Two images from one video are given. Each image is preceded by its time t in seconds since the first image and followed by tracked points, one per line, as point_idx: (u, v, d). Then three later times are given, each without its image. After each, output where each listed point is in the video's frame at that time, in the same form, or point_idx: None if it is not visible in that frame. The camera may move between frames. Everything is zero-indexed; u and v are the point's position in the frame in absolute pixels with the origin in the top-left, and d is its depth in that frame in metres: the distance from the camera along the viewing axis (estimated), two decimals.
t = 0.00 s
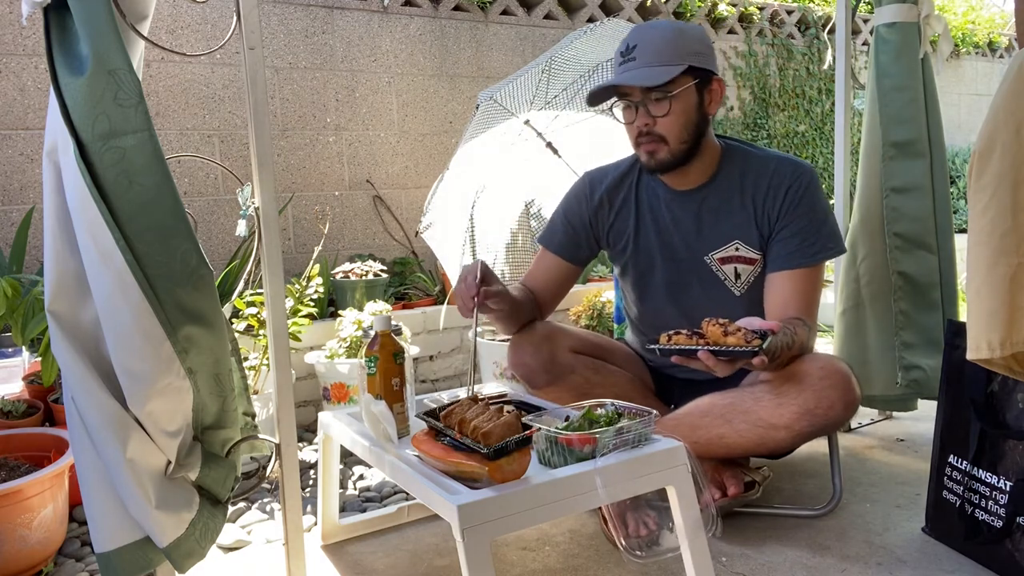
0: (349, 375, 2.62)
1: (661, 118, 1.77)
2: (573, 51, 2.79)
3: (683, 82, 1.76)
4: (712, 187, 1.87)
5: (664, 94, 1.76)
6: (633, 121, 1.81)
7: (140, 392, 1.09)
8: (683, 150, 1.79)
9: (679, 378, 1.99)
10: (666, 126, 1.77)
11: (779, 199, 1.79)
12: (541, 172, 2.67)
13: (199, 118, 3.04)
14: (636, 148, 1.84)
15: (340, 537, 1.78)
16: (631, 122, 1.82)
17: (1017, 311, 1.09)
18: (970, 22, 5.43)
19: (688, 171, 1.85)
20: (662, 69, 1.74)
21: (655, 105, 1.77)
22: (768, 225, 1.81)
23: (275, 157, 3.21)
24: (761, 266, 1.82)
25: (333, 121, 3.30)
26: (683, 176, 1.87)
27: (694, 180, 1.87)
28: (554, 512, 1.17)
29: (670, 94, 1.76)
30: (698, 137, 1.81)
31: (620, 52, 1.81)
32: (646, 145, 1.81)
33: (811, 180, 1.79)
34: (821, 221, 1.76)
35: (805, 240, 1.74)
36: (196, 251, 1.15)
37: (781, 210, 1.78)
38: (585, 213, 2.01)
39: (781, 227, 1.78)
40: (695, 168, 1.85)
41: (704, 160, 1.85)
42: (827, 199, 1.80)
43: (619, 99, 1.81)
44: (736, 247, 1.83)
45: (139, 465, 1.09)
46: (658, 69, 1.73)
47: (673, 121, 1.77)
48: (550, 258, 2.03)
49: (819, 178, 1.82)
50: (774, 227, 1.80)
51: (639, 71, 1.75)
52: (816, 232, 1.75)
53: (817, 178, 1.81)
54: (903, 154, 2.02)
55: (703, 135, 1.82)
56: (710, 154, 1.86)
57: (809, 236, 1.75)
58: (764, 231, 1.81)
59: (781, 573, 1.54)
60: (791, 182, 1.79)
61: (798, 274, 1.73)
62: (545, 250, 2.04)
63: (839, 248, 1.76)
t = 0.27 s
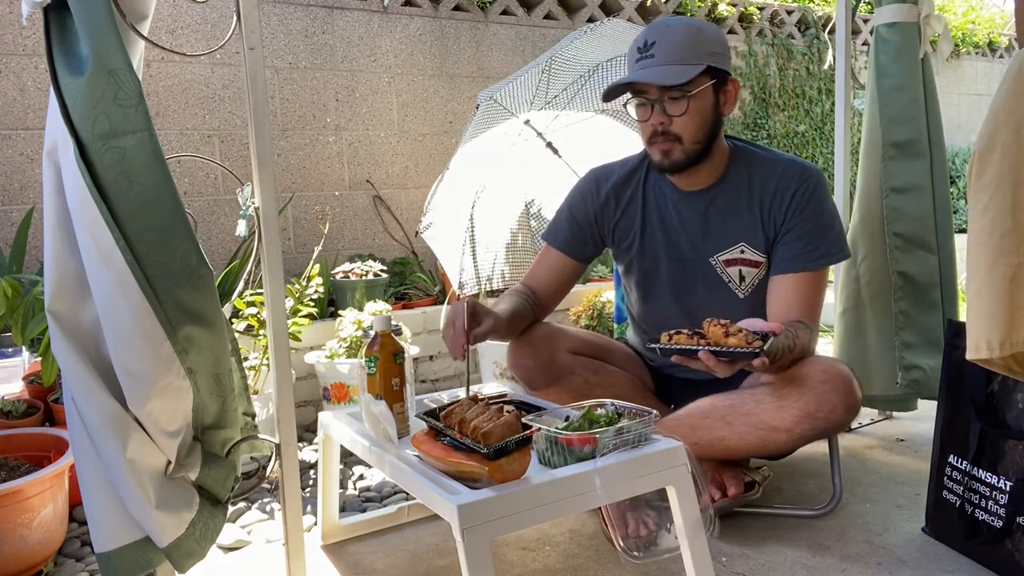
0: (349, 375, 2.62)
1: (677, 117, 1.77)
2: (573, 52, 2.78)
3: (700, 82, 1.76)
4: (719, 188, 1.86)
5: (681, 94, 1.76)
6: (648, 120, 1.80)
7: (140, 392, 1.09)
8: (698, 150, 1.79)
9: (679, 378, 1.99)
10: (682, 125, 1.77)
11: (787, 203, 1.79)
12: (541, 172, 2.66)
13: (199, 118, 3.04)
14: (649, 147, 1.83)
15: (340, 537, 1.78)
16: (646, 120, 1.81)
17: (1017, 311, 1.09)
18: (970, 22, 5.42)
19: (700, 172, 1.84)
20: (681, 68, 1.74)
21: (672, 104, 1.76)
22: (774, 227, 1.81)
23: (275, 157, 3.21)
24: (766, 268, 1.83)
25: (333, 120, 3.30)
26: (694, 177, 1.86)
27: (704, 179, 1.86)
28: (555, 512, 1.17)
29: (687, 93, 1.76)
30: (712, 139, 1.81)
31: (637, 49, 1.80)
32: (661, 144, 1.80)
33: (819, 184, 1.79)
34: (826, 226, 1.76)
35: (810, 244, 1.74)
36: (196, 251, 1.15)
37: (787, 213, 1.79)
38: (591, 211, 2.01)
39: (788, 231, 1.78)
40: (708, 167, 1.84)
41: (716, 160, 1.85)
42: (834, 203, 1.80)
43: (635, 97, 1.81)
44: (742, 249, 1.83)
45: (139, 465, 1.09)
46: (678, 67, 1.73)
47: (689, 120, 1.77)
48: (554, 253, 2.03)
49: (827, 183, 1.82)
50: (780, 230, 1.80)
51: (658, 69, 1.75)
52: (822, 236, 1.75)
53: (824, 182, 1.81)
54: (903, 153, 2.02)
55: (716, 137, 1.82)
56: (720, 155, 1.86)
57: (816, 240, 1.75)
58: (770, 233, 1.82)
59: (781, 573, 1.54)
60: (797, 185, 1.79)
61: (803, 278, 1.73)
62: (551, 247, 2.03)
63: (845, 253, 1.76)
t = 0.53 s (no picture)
0: (349, 375, 2.62)
1: (691, 110, 1.77)
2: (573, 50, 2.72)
3: (717, 78, 1.77)
4: (719, 187, 1.86)
5: (696, 86, 1.76)
6: (660, 110, 1.80)
7: (140, 392, 1.09)
8: (706, 145, 1.79)
9: (679, 378, 2.00)
10: (695, 118, 1.78)
11: (786, 204, 1.78)
12: (541, 173, 2.71)
13: (199, 118, 3.04)
14: (657, 138, 1.83)
15: (340, 537, 1.78)
16: (658, 110, 1.81)
17: (1017, 311, 1.09)
18: (970, 22, 5.42)
19: (703, 169, 1.84)
20: (700, 60, 1.74)
21: (687, 96, 1.77)
22: (773, 228, 1.80)
23: (275, 157, 3.21)
24: (763, 269, 1.83)
25: (333, 121, 3.30)
26: (697, 175, 1.85)
27: (704, 177, 1.86)
28: (555, 512, 1.17)
29: (703, 87, 1.76)
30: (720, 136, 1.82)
31: (655, 37, 1.80)
32: (670, 135, 1.79)
33: (818, 186, 1.79)
34: (824, 228, 1.76)
35: (807, 246, 1.74)
36: (196, 251, 1.15)
37: (785, 214, 1.78)
38: (593, 208, 2.01)
39: (786, 233, 1.78)
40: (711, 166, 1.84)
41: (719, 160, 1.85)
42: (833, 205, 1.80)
43: (649, 86, 1.81)
44: (739, 249, 1.83)
45: (139, 465, 1.09)
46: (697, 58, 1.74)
47: (701, 114, 1.77)
48: (554, 254, 2.04)
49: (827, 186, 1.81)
50: (778, 231, 1.79)
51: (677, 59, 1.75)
52: (821, 238, 1.75)
53: (824, 184, 1.80)
54: (903, 154, 2.02)
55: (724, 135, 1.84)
56: (723, 155, 1.86)
57: (814, 242, 1.74)
58: (768, 234, 1.81)
59: (781, 573, 1.54)
60: (796, 188, 1.79)
61: (802, 282, 1.73)
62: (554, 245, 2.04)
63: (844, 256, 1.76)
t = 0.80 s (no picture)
0: (349, 375, 2.62)
1: (705, 100, 1.79)
2: (573, 52, 2.80)
3: (731, 73, 1.80)
4: (721, 176, 1.87)
5: (712, 78, 1.79)
6: (675, 100, 1.81)
7: (140, 392, 1.09)
8: (715, 137, 1.81)
9: (679, 375, 2.00)
10: (709, 109, 1.79)
11: (783, 192, 1.79)
12: (541, 172, 2.67)
13: (199, 118, 3.04)
14: (668, 128, 1.83)
15: (340, 537, 1.78)
16: (671, 100, 1.82)
17: (1017, 311, 1.09)
18: (970, 22, 5.42)
19: (709, 161, 1.85)
20: (717, 54, 1.77)
21: (701, 87, 1.79)
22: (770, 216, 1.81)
23: (275, 157, 3.21)
24: (759, 255, 1.83)
25: (333, 121, 3.30)
26: (701, 164, 1.86)
27: (708, 168, 1.87)
28: (555, 512, 1.17)
29: (718, 79, 1.79)
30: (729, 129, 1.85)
31: (672, 30, 1.80)
32: (683, 124, 1.80)
33: (814, 177, 1.80)
34: (822, 216, 1.76)
35: (806, 232, 1.75)
36: (196, 250, 1.15)
37: (783, 203, 1.79)
38: (600, 195, 2.00)
39: (783, 219, 1.78)
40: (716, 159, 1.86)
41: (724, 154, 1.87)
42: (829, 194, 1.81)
43: (663, 77, 1.82)
44: (736, 235, 1.83)
45: (139, 465, 1.09)
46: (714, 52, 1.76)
47: (714, 106, 1.79)
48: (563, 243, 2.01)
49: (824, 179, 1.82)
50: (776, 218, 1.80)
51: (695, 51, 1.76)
52: (819, 225, 1.75)
53: (819, 176, 1.82)
54: (903, 153, 2.02)
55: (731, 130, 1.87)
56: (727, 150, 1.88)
57: (812, 228, 1.75)
58: (765, 221, 1.82)
59: (781, 573, 1.54)
60: (793, 177, 1.80)
61: (803, 265, 1.73)
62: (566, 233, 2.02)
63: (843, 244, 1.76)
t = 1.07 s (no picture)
0: (349, 375, 2.62)
1: (718, 108, 1.82)
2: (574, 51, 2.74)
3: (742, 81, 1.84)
4: (719, 169, 1.90)
5: (726, 87, 1.81)
6: (689, 105, 1.83)
7: (140, 392, 1.09)
8: (723, 140, 1.86)
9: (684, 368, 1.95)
10: (720, 115, 1.83)
11: (775, 175, 1.85)
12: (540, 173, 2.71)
13: (199, 118, 3.04)
14: (680, 130, 1.86)
15: (340, 537, 1.78)
16: (684, 105, 1.83)
17: (1017, 311, 1.09)
18: (970, 22, 5.42)
19: (715, 163, 1.91)
20: (731, 64, 1.79)
21: (715, 95, 1.81)
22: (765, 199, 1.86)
23: (275, 157, 3.21)
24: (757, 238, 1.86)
25: (333, 120, 3.30)
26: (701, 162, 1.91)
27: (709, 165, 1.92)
28: (555, 511, 1.17)
29: (732, 88, 1.82)
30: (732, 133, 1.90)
31: (688, 40, 1.80)
32: (696, 129, 1.83)
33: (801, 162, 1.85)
34: (812, 197, 1.81)
35: (796, 210, 1.78)
36: (196, 251, 1.15)
37: (774, 186, 1.84)
38: (599, 195, 2.00)
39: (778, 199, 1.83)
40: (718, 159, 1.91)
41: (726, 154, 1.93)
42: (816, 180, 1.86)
43: (677, 82, 1.83)
44: (735, 220, 1.87)
45: (139, 465, 1.09)
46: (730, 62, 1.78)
47: (727, 113, 1.83)
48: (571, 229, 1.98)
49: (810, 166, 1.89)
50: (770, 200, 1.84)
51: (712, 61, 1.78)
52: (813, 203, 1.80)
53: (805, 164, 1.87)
54: (903, 153, 2.02)
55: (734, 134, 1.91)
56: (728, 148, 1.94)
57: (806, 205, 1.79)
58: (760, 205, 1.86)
59: (781, 573, 1.54)
60: (782, 163, 1.85)
61: (791, 235, 1.76)
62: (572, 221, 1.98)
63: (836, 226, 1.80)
